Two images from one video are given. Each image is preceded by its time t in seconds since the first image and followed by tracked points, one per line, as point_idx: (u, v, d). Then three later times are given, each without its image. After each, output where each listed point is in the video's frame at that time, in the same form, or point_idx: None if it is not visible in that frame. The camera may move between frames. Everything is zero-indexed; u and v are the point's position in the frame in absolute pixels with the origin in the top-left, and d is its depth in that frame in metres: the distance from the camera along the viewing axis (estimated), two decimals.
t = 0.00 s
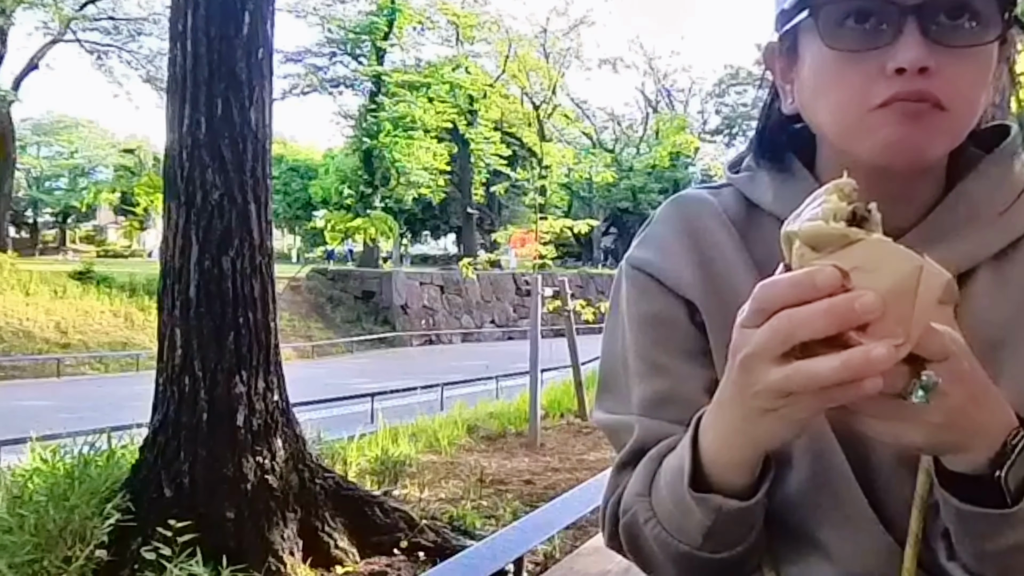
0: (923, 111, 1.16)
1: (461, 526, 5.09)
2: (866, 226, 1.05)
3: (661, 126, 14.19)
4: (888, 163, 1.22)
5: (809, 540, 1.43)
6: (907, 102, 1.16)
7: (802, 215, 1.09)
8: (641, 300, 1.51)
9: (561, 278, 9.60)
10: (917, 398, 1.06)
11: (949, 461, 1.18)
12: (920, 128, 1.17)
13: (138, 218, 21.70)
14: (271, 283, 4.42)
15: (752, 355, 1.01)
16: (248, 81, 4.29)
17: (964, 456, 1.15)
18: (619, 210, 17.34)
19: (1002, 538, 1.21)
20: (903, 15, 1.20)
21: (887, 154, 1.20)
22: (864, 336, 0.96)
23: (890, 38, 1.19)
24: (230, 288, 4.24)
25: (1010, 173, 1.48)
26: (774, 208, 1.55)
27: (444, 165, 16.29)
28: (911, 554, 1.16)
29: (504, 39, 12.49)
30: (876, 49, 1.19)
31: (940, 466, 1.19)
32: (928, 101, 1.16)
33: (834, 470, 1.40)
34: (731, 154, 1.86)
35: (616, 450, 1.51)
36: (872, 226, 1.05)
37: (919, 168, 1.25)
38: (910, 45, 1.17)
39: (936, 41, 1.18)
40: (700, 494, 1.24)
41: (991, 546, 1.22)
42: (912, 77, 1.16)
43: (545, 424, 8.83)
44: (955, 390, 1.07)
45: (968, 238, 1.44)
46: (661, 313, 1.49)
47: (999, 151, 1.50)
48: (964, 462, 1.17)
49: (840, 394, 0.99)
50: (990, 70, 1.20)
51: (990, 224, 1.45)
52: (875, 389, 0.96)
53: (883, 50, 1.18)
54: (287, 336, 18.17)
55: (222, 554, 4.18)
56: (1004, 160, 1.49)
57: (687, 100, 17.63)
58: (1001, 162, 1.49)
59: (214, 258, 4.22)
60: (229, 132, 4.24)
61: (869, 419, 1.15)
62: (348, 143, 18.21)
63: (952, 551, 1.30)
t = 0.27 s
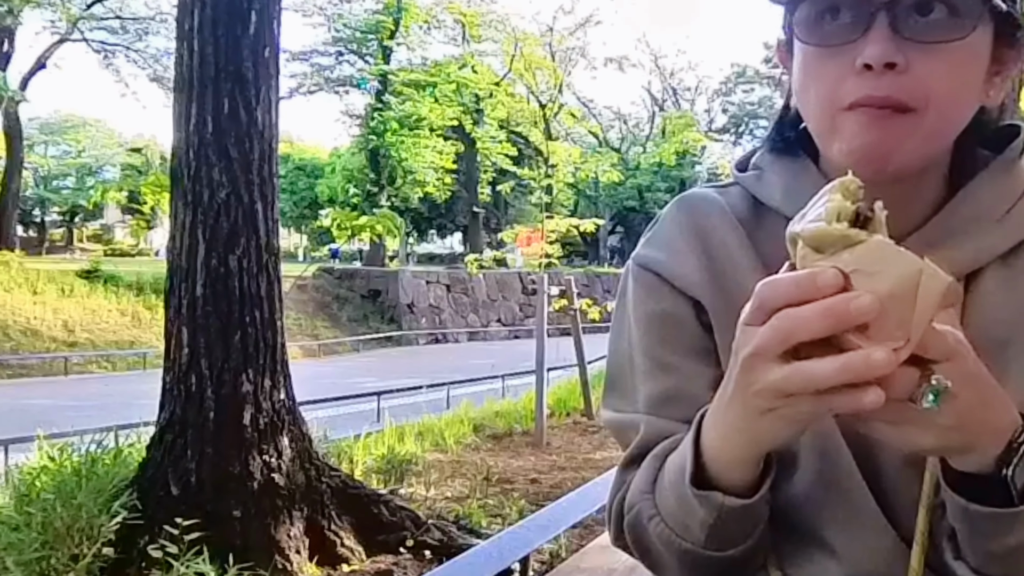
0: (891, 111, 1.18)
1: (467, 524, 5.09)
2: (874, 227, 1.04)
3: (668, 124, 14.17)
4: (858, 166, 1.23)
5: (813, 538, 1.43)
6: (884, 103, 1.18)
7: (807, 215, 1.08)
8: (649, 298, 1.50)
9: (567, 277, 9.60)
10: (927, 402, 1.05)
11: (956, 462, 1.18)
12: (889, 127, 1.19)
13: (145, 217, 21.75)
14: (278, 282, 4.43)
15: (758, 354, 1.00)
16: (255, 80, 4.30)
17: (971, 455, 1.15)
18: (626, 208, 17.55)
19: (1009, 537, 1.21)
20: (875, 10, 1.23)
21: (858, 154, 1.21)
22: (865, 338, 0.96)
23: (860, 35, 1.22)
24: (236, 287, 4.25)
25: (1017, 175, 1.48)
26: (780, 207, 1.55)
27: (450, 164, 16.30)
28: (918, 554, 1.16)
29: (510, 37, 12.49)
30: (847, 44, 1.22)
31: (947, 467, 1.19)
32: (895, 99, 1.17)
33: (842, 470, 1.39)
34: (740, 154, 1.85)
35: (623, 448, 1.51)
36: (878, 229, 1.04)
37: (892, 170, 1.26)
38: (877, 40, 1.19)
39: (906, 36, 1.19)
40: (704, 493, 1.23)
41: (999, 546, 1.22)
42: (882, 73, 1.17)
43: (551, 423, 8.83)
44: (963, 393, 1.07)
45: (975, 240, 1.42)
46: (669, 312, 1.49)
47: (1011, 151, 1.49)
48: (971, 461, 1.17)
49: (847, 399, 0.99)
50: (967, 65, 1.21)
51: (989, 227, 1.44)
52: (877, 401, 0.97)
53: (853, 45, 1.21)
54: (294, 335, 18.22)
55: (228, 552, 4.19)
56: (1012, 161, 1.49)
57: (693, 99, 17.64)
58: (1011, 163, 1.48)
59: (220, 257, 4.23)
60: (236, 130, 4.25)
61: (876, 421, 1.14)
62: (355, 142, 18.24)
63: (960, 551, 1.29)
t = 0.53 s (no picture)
0: (885, 104, 1.18)
1: (473, 523, 5.10)
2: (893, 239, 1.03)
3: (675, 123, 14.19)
4: (854, 159, 1.24)
5: (820, 537, 1.42)
6: (877, 95, 1.18)
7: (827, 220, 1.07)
8: (656, 298, 1.50)
9: (573, 276, 9.59)
10: (931, 408, 1.05)
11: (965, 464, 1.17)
12: (885, 121, 1.19)
13: (152, 216, 21.78)
14: (284, 280, 4.44)
15: (768, 362, 1.00)
16: (261, 79, 4.30)
17: (976, 455, 1.15)
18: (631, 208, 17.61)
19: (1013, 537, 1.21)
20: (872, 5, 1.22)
21: (853, 147, 1.22)
22: (884, 355, 0.95)
23: (857, 29, 1.22)
24: (242, 286, 4.25)
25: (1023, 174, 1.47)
26: (788, 207, 1.55)
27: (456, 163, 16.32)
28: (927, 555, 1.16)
29: (516, 36, 12.52)
30: (844, 39, 1.22)
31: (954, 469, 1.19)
32: (890, 93, 1.18)
33: (848, 473, 1.39)
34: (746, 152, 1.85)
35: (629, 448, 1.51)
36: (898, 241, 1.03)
37: (889, 159, 1.26)
38: (875, 33, 1.20)
39: (904, 31, 1.19)
40: (708, 494, 1.23)
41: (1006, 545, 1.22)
42: (877, 67, 1.18)
43: (557, 421, 8.83)
44: (971, 397, 1.07)
45: (984, 240, 1.42)
46: (676, 312, 1.49)
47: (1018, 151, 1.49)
48: (976, 461, 1.16)
49: (856, 410, 0.98)
50: (965, 60, 1.21)
51: (998, 225, 1.42)
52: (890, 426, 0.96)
53: (850, 41, 1.21)
54: (300, 334, 18.25)
55: (235, 550, 4.20)
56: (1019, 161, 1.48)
57: (699, 97, 17.64)
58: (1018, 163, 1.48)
59: (227, 256, 4.24)
60: (243, 129, 4.26)
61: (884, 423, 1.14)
62: (361, 141, 18.28)
63: (965, 550, 1.29)
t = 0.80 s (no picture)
0: (886, 102, 1.18)
1: (479, 521, 5.10)
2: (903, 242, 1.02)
3: (682, 122, 14.21)
4: (857, 157, 1.24)
5: (827, 536, 1.42)
6: (881, 95, 1.18)
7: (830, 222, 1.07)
8: (662, 296, 1.50)
9: (579, 275, 9.59)
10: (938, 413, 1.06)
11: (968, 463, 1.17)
12: (887, 119, 1.18)
13: (159, 215, 21.82)
14: (290, 279, 4.45)
15: (768, 364, 0.99)
16: (268, 79, 4.31)
17: (976, 453, 1.14)
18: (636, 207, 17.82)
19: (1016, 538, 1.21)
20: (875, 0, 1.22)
21: (854, 147, 1.21)
22: (888, 359, 0.95)
23: (860, 26, 1.21)
24: (249, 285, 4.27)
25: None
26: (795, 204, 1.54)
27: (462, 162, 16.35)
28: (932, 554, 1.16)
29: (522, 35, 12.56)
30: (847, 37, 1.22)
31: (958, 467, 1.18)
32: (892, 91, 1.18)
33: (856, 472, 1.39)
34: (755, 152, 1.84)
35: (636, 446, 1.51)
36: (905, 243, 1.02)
37: (892, 159, 1.26)
38: (878, 31, 1.19)
39: (905, 28, 1.19)
40: (711, 497, 1.23)
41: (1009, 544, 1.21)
42: (879, 64, 1.17)
43: (564, 420, 8.83)
44: (977, 400, 1.06)
45: (988, 243, 1.41)
46: (681, 310, 1.49)
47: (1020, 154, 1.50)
48: (977, 458, 1.16)
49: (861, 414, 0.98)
50: (967, 57, 1.21)
51: (1004, 223, 1.42)
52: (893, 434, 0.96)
53: (854, 39, 1.21)
54: (307, 332, 18.31)
55: (241, 548, 4.21)
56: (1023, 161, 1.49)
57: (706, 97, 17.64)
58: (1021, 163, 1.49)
59: (234, 255, 4.25)
60: (250, 128, 4.26)
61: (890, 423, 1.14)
62: (367, 140, 18.32)
63: (971, 549, 1.28)
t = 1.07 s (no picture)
0: (910, 112, 1.21)
1: (485, 520, 5.11)
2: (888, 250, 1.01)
3: (689, 121, 14.21)
4: (877, 162, 1.27)
5: (836, 541, 1.42)
6: (900, 105, 1.21)
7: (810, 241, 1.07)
8: (668, 296, 1.50)
9: (586, 274, 9.58)
10: (950, 426, 1.07)
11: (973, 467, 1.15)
12: (909, 128, 1.22)
13: (167, 213, 21.86)
14: (297, 277, 4.46)
15: (766, 402, 0.98)
16: (274, 78, 4.32)
17: (971, 461, 1.15)
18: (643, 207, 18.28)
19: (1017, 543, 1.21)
20: (895, 9, 1.24)
21: (876, 154, 1.25)
22: (904, 370, 0.94)
23: (881, 35, 1.24)
24: (255, 284, 4.27)
25: None
26: (803, 203, 1.54)
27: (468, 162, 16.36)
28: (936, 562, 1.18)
29: (529, 34, 12.57)
30: (867, 46, 1.24)
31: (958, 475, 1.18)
32: (917, 100, 1.20)
33: (863, 476, 1.39)
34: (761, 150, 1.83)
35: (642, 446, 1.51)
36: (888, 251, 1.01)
37: (907, 165, 1.30)
38: (900, 40, 1.22)
39: (927, 38, 1.22)
40: (713, 521, 1.23)
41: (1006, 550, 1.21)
42: (903, 74, 1.20)
43: (570, 419, 8.84)
44: (985, 409, 1.07)
45: (992, 242, 1.44)
46: (687, 310, 1.49)
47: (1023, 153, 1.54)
48: (974, 466, 1.15)
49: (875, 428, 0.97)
50: (988, 64, 1.23)
51: (1010, 223, 1.45)
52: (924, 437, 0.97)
53: (874, 46, 1.24)
54: (313, 331, 18.32)
55: (248, 546, 4.21)
56: None
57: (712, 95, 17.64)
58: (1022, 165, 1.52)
59: (241, 254, 4.26)
60: (256, 127, 4.27)
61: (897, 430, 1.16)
62: (374, 140, 18.34)
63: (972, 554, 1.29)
